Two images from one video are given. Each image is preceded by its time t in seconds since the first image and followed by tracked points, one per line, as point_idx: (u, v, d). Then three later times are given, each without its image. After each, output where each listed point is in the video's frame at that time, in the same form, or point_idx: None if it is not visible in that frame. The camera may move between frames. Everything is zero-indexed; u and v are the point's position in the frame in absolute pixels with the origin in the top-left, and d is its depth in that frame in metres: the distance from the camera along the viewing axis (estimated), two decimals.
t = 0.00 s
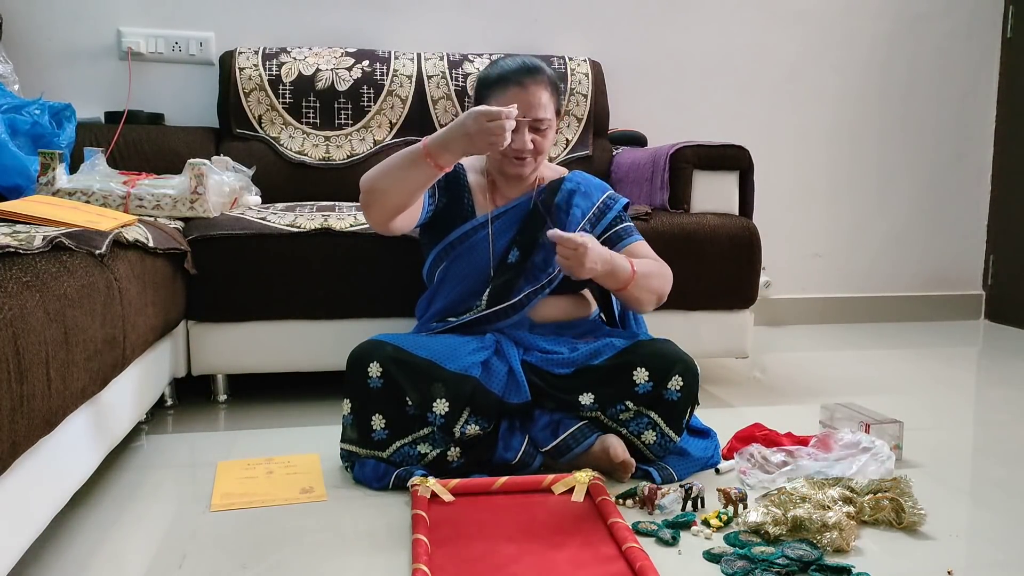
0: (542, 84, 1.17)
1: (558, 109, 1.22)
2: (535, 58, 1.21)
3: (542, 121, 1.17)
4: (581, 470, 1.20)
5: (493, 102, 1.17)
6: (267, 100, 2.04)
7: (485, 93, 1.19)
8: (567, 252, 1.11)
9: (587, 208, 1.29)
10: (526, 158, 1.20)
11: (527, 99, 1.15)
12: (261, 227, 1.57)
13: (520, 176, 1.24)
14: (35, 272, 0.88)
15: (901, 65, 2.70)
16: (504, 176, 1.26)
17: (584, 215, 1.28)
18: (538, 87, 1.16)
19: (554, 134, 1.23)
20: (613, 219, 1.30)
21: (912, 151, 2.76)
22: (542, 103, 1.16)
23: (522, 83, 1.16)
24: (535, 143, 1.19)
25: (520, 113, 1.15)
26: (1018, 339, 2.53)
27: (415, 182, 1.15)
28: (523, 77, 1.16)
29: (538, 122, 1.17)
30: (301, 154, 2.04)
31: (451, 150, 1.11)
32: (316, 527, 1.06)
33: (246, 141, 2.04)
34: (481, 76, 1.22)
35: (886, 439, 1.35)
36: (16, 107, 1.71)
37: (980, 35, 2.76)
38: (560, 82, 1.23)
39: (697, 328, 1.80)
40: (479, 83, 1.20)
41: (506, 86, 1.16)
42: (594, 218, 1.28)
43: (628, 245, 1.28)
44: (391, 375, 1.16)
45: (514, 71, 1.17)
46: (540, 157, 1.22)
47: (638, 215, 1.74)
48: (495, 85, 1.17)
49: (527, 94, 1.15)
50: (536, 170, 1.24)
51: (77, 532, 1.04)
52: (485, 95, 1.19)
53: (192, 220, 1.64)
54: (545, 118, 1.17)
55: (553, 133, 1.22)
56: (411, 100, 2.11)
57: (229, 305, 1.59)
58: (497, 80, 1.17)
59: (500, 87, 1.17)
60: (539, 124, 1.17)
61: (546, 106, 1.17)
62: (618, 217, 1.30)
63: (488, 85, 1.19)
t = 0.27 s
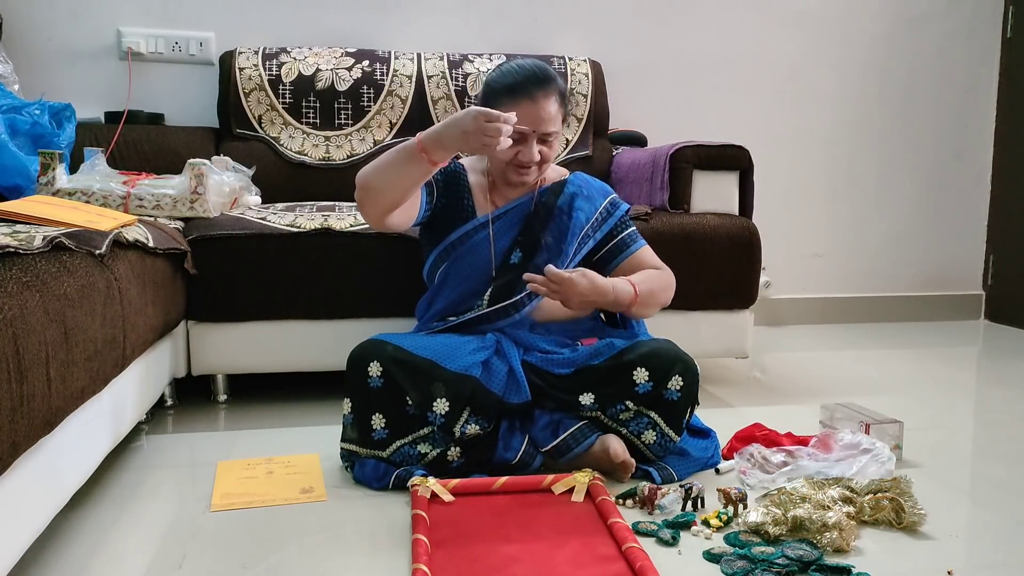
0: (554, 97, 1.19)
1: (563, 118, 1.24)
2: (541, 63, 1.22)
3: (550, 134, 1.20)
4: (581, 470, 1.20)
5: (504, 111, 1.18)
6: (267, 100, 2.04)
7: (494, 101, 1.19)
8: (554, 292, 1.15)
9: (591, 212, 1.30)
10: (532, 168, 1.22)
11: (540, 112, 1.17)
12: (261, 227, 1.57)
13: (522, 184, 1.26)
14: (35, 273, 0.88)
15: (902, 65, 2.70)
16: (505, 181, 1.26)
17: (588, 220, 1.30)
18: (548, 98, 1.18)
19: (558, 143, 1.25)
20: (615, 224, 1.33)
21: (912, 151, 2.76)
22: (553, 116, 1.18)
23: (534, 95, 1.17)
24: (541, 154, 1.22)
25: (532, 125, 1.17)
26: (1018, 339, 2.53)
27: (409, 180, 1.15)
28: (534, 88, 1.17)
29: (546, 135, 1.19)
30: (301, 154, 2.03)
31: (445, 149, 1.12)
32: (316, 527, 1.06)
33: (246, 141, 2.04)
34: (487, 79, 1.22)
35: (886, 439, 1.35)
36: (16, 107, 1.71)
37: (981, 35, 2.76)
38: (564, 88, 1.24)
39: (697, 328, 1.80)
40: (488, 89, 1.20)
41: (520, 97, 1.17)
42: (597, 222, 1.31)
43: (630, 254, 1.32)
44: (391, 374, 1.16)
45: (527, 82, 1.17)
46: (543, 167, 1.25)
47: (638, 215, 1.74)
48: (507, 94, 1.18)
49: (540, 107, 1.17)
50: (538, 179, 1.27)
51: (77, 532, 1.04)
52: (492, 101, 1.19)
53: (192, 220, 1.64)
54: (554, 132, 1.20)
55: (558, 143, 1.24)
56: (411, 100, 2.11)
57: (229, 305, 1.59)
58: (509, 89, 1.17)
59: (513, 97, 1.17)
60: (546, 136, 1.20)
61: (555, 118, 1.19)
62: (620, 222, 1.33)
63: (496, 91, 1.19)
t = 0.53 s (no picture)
0: (563, 99, 1.19)
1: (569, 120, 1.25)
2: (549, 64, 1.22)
3: (558, 136, 1.21)
4: (581, 470, 1.20)
5: (514, 113, 1.17)
6: (267, 100, 2.04)
7: (504, 102, 1.19)
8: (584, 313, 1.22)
9: (594, 216, 1.32)
10: (539, 170, 1.23)
11: (550, 114, 1.17)
12: (261, 227, 1.57)
13: (526, 184, 1.27)
14: (34, 272, 0.88)
15: (902, 65, 2.70)
16: (509, 181, 1.27)
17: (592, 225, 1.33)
18: (558, 101, 1.18)
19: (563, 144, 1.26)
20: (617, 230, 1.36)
21: (912, 151, 2.76)
22: (562, 118, 1.18)
23: (544, 97, 1.17)
24: (548, 156, 1.22)
25: (542, 128, 1.18)
26: (1018, 339, 2.53)
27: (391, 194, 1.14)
28: (545, 90, 1.17)
29: (555, 137, 1.20)
30: (301, 154, 2.03)
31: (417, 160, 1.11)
32: (316, 527, 1.06)
33: (246, 141, 2.04)
34: (496, 79, 1.21)
35: (886, 439, 1.35)
36: (17, 107, 1.71)
37: (981, 35, 2.76)
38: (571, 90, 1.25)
39: (697, 328, 1.80)
40: (497, 89, 1.19)
41: (530, 100, 1.17)
42: (600, 227, 1.33)
43: (631, 261, 1.36)
44: (392, 374, 1.16)
45: (538, 85, 1.17)
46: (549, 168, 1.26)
47: (638, 215, 1.74)
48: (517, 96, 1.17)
49: (550, 110, 1.17)
50: (543, 179, 1.28)
51: (77, 532, 1.04)
52: (502, 102, 1.19)
53: (192, 220, 1.64)
54: (562, 134, 1.20)
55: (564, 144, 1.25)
56: (412, 100, 2.11)
57: (229, 306, 1.59)
58: (519, 91, 1.17)
59: (523, 99, 1.17)
60: (555, 138, 1.21)
61: (564, 122, 1.20)
62: (622, 228, 1.36)
63: (507, 92, 1.18)
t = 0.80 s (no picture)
0: (570, 101, 1.21)
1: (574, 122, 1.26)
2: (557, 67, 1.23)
3: (564, 138, 1.22)
4: (581, 470, 1.20)
5: (523, 113, 1.18)
6: (267, 100, 2.04)
7: (514, 102, 1.20)
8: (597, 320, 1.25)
9: (596, 215, 1.32)
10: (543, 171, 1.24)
11: (558, 116, 1.18)
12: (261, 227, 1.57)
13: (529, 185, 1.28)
14: (35, 273, 0.88)
15: (902, 65, 2.70)
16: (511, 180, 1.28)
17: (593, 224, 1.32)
18: (566, 103, 1.20)
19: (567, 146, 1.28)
20: (618, 228, 1.35)
21: (912, 150, 2.76)
22: (569, 120, 1.20)
23: (553, 98, 1.19)
24: (553, 157, 1.24)
25: (550, 130, 1.19)
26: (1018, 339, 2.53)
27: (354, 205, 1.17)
28: (554, 92, 1.19)
29: (561, 139, 1.21)
30: (301, 154, 2.03)
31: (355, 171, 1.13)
32: (317, 527, 1.06)
33: (246, 141, 2.04)
34: (505, 78, 1.22)
35: (886, 439, 1.35)
36: (17, 107, 1.71)
37: (981, 35, 2.76)
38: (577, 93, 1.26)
39: (697, 328, 1.80)
40: (508, 89, 1.20)
41: (540, 101, 1.18)
42: (601, 225, 1.33)
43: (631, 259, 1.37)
44: (392, 373, 1.15)
45: (548, 86, 1.18)
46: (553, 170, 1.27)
47: (638, 215, 1.74)
48: (527, 96, 1.18)
49: (559, 111, 1.18)
50: (546, 180, 1.28)
51: (78, 532, 1.04)
52: (511, 102, 1.20)
53: (192, 220, 1.64)
54: (569, 136, 1.22)
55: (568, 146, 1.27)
56: (412, 100, 2.11)
57: (229, 305, 1.59)
58: (529, 91, 1.18)
59: (533, 100, 1.18)
60: (561, 140, 1.22)
61: (571, 124, 1.21)
62: (623, 227, 1.36)
63: (516, 92, 1.19)
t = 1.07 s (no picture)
0: (567, 100, 1.21)
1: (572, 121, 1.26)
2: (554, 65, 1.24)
3: (562, 137, 1.22)
4: (581, 470, 1.20)
5: (521, 113, 1.18)
6: (267, 100, 2.04)
7: (511, 101, 1.20)
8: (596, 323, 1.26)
9: (591, 213, 1.32)
10: (539, 169, 1.25)
11: (556, 115, 1.19)
12: (262, 227, 1.57)
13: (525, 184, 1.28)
14: (35, 273, 0.88)
15: (902, 65, 2.70)
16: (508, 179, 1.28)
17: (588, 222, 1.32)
18: (564, 103, 1.20)
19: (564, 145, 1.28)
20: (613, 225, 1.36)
21: (912, 150, 2.76)
22: (567, 120, 1.20)
23: (551, 97, 1.19)
24: (551, 157, 1.24)
25: (548, 129, 1.19)
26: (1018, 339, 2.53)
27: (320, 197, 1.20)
28: (553, 92, 1.19)
29: (559, 138, 1.22)
30: (301, 154, 2.03)
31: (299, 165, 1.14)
32: (317, 527, 1.06)
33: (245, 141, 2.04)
34: (503, 77, 1.22)
35: (886, 439, 1.35)
36: (17, 107, 1.71)
37: (981, 35, 2.76)
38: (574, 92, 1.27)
39: (697, 328, 1.80)
40: (505, 88, 1.20)
41: (538, 100, 1.18)
42: (597, 222, 1.34)
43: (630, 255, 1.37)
44: (392, 373, 1.15)
45: (545, 85, 1.18)
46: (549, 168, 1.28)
47: (638, 215, 1.74)
48: (526, 96, 1.18)
49: (557, 110, 1.19)
50: (542, 178, 1.29)
51: (78, 532, 1.04)
52: (509, 101, 1.20)
53: (192, 220, 1.64)
54: (566, 135, 1.22)
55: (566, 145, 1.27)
56: (412, 100, 2.11)
57: (229, 305, 1.59)
58: (527, 91, 1.18)
59: (531, 99, 1.18)
60: (559, 140, 1.22)
61: (569, 124, 1.22)
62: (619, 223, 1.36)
63: (514, 91, 1.19)
